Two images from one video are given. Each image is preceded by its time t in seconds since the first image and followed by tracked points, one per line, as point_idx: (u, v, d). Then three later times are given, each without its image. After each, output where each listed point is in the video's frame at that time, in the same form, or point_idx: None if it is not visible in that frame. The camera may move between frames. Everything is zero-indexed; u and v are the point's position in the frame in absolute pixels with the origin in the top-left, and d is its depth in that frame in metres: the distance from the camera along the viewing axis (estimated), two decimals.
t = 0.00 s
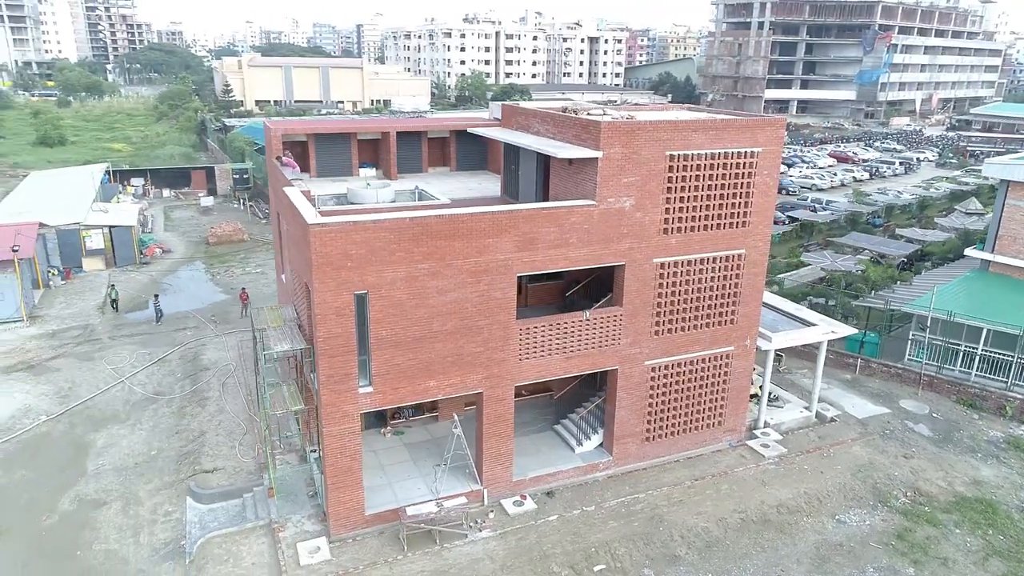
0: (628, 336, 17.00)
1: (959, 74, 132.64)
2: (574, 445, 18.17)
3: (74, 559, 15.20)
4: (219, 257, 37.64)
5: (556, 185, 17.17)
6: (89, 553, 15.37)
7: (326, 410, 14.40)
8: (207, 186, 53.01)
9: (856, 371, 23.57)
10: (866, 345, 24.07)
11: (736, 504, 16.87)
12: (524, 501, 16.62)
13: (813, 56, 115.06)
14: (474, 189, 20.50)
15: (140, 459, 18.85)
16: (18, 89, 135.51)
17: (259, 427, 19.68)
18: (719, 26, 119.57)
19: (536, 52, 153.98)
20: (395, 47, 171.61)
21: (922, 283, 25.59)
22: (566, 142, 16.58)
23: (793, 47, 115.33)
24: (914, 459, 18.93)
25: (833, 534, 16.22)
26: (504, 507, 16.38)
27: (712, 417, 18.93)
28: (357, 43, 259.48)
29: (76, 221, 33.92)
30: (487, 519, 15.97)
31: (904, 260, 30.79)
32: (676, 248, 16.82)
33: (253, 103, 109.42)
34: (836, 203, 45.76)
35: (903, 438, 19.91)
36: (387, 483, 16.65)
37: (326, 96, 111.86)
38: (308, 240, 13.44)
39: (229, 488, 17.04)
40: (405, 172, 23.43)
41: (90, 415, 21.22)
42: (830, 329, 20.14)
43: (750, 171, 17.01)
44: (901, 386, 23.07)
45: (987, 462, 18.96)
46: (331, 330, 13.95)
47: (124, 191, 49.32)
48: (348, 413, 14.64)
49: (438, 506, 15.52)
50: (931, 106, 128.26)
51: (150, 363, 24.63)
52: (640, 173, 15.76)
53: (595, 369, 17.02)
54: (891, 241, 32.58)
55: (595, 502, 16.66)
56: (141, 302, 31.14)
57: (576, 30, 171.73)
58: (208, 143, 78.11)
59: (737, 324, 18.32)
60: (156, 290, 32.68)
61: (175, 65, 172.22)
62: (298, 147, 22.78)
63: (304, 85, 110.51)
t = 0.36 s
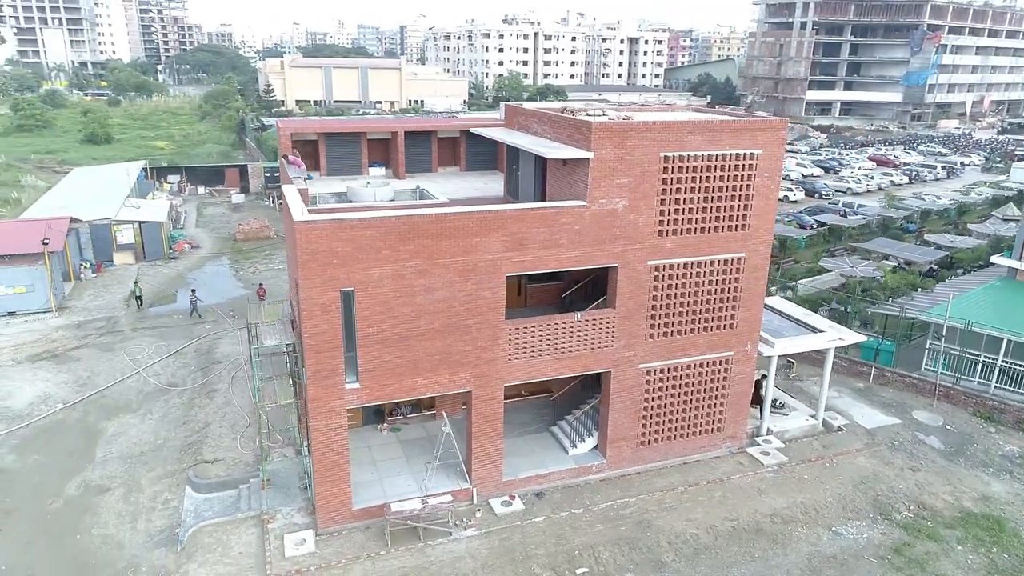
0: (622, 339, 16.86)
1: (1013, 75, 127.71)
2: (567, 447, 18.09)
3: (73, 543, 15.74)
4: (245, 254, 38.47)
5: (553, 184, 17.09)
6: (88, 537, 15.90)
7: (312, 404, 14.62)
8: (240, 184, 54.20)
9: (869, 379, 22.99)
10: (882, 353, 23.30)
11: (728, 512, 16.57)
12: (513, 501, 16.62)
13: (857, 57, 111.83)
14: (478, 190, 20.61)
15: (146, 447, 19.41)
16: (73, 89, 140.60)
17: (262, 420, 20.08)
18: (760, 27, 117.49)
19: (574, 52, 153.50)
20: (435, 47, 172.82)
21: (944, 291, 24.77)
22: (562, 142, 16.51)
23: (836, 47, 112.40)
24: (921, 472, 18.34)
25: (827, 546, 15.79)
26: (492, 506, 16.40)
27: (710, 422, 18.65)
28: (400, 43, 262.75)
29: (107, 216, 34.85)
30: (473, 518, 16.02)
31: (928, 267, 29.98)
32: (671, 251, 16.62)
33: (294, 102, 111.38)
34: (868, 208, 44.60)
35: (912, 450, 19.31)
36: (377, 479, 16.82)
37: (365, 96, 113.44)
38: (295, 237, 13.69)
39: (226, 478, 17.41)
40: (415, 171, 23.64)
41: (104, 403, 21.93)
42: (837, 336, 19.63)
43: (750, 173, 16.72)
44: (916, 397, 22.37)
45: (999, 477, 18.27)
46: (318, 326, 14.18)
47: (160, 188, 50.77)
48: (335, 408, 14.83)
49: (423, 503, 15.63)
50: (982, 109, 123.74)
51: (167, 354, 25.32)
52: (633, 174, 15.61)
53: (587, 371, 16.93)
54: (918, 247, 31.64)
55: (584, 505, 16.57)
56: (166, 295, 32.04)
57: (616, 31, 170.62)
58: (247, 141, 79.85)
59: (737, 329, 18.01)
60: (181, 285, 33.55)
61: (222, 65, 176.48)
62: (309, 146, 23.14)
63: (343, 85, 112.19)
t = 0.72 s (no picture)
0: (616, 342, 16.72)
1: None
2: (561, 449, 18.06)
3: (75, 526, 16.33)
4: (272, 251, 39.26)
5: (549, 185, 17.06)
6: (90, 522, 16.48)
7: (301, 399, 14.87)
8: (274, 181, 55.31)
9: (884, 389, 22.34)
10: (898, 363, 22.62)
11: (720, 520, 16.27)
12: (502, 500, 16.63)
13: (907, 57, 107.95)
14: (483, 191, 20.69)
15: (154, 436, 20.00)
16: (126, 89, 145.49)
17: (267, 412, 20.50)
18: (805, 27, 114.79)
19: (615, 53, 152.41)
20: (476, 48, 173.42)
21: (969, 300, 23.91)
22: (557, 143, 16.45)
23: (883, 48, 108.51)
24: (927, 487, 17.73)
25: (820, 558, 15.37)
26: (480, 506, 16.44)
27: (708, 429, 18.36)
28: (444, 44, 264.74)
29: (139, 212, 36.13)
30: (460, 517, 16.07)
31: (955, 276, 29.19)
32: (666, 254, 16.44)
33: (334, 102, 113.11)
34: (903, 213, 43.25)
35: (920, 464, 18.69)
36: (369, 475, 17.02)
37: (404, 97, 114.65)
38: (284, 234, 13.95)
39: (225, 469, 17.80)
40: (426, 172, 23.83)
41: (121, 393, 22.67)
42: (844, 344, 19.20)
43: (749, 176, 16.43)
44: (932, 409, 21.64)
45: (1011, 495, 17.54)
46: (306, 322, 14.42)
47: (197, 186, 52.16)
48: (323, 404, 15.06)
49: (409, 500, 15.77)
50: None
51: (185, 347, 26.04)
52: (626, 177, 15.50)
53: (580, 374, 16.84)
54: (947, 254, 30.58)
55: (573, 508, 16.49)
56: (192, 290, 32.93)
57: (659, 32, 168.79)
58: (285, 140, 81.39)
59: (736, 334, 17.71)
60: (207, 280, 34.43)
61: (269, 65, 180.24)
62: (321, 146, 23.50)
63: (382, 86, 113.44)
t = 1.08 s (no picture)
0: (612, 346, 16.61)
1: None
2: (558, 452, 17.94)
3: (83, 511, 16.94)
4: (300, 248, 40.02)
5: (549, 186, 17.00)
6: (98, 507, 17.08)
7: (295, 395, 15.15)
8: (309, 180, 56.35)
9: (902, 401, 21.66)
10: (918, 376, 21.84)
11: (714, 530, 16.00)
12: (495, 501, 16.65)
13: (961, 58, 104.16)
14: (491, 192, 20.75)
15: (167, 426, 20.61)
16: (180, 88, 150.00)
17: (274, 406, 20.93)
18: (854, 27, 111.70)
19: (658, 54, 150.85)
20: (520, 49, 173.51)
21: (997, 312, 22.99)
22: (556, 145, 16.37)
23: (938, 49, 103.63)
24: (936, 504, 17.12)
25: (814, 573, 14.95)
26: (472, 506, 16.49)
27: (709, 436, 18.10)
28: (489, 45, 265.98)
29: (173, 209, 37.09)
30: (451, 516, 16.14)
31: (987, 286, 28.27)
32: (664, 258, 16.25)
33: (376, 103, 114.59)
34: (942, 220, 41.85)
35: (931, 480, 18.05)
36: (365, 471, 17.21)
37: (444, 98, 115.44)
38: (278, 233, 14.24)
39: (228, 461, 18.20)
40: (439, 172, 23.98)
41: (141, 383, 23.42)
42: (854, 354, 18.70)
43: (751, 180, 16.15)
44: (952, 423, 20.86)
45: None
46: (300, 319, 14.69)
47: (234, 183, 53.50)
48: (317, 400, 15.31)
49: (400, 497, 15.91)
50: None
51: (206, 341, 26.75)
52: (622, 180, 15.38)
53: (576, 377, 16.77)
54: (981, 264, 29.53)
55: (565, 511, 16.41)
56: (219, 285, 33.79)
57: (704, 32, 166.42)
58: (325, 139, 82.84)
59: (738, 341, 17.40)
60: (234, 275, 35.27)
61: (317, 66, 183.56)
62: (338, 146, 23.91)
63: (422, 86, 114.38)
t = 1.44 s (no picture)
0: (607, 350, 16.48)
1: None
2: (555, 454, 17.92)
3: (91, 496, 17.55)
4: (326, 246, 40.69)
5: (548, 188, 16.97)
6: (105, 493, 17.67)
7: (289, 389, 15.41)
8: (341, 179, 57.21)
9: (917, 414, 20.98)
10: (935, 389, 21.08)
11: (706, 539, 15.74)
12: (486, 502, 16.69)
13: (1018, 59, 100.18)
14: (497, 194, 20.81)
15: (179, 417, 21.20)
16: (228, 88, 153.86)
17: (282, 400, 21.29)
18: (903, 27, 108.45)
19: (700, 55, 148.86)
20: (561, 50, 172.96)
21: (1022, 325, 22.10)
22: (554, 147, 16.31)
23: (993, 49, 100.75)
24: (942, 521, 16.52)
25: None
26: (463, 506, 16.54)
27: (708, 443, 17.81)
28: (532, 46, 266.04)
29: (204, 206, 38.00)
30: (441, 515, 16.23)
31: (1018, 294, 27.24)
32: (661, 262, 16.05)
33: (416, 103, 115.71)
34: (982, 227, 40.36)
35: (940, 495, 17.43)
36: (360, 467, 17.41)
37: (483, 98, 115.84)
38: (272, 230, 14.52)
39: (231, 453, 18.63)
40: (452, 172, 24.09)
41: (159, 374, 24.14)
42: (861, 363, 18.15)
43: (751, 184, 15.83)
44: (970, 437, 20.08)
45: None
46: (293, 315, 14.94)
47: (269, 182, 54.67)
48: (311, 395, 15.55)
49: (390, 495, 16.04)
50: None
51: (226, 335, 27.38)
52: (617, 181, 15.24)
53: (571, 380, 16.68)
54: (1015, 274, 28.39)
55: (555, 515, 16.35)
56: (245, 280, 34.58)
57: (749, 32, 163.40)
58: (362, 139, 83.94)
59: (739, 347, 17.07)
60: (260, 271, 36.03)
61: (361, 66, 186.17)
62: (353, 146, 24.29)
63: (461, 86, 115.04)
